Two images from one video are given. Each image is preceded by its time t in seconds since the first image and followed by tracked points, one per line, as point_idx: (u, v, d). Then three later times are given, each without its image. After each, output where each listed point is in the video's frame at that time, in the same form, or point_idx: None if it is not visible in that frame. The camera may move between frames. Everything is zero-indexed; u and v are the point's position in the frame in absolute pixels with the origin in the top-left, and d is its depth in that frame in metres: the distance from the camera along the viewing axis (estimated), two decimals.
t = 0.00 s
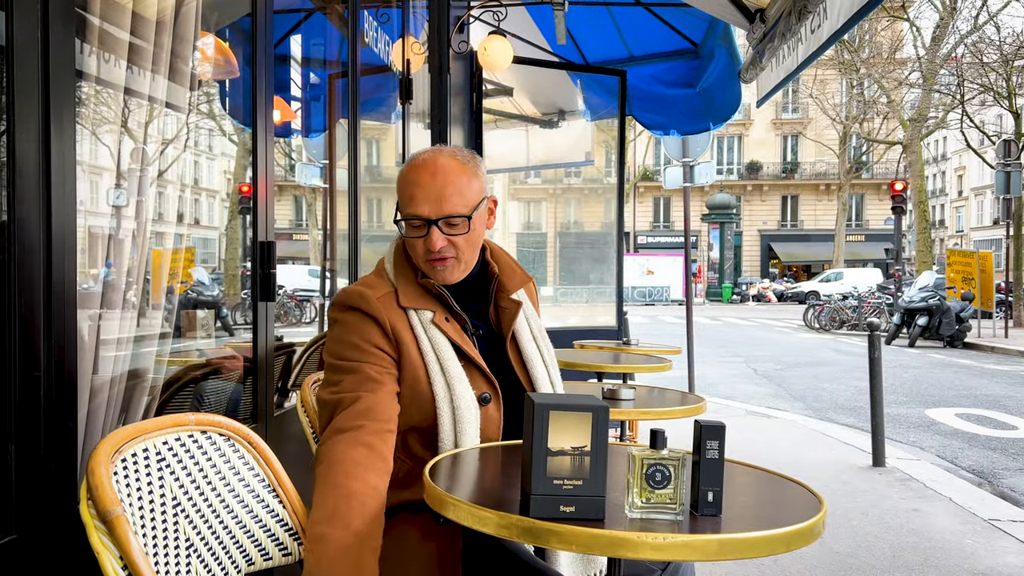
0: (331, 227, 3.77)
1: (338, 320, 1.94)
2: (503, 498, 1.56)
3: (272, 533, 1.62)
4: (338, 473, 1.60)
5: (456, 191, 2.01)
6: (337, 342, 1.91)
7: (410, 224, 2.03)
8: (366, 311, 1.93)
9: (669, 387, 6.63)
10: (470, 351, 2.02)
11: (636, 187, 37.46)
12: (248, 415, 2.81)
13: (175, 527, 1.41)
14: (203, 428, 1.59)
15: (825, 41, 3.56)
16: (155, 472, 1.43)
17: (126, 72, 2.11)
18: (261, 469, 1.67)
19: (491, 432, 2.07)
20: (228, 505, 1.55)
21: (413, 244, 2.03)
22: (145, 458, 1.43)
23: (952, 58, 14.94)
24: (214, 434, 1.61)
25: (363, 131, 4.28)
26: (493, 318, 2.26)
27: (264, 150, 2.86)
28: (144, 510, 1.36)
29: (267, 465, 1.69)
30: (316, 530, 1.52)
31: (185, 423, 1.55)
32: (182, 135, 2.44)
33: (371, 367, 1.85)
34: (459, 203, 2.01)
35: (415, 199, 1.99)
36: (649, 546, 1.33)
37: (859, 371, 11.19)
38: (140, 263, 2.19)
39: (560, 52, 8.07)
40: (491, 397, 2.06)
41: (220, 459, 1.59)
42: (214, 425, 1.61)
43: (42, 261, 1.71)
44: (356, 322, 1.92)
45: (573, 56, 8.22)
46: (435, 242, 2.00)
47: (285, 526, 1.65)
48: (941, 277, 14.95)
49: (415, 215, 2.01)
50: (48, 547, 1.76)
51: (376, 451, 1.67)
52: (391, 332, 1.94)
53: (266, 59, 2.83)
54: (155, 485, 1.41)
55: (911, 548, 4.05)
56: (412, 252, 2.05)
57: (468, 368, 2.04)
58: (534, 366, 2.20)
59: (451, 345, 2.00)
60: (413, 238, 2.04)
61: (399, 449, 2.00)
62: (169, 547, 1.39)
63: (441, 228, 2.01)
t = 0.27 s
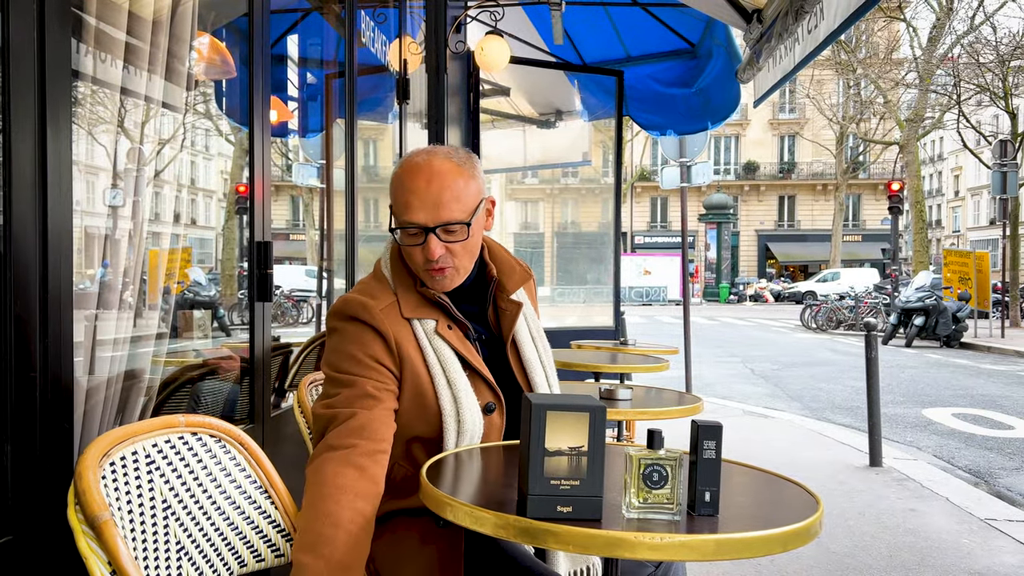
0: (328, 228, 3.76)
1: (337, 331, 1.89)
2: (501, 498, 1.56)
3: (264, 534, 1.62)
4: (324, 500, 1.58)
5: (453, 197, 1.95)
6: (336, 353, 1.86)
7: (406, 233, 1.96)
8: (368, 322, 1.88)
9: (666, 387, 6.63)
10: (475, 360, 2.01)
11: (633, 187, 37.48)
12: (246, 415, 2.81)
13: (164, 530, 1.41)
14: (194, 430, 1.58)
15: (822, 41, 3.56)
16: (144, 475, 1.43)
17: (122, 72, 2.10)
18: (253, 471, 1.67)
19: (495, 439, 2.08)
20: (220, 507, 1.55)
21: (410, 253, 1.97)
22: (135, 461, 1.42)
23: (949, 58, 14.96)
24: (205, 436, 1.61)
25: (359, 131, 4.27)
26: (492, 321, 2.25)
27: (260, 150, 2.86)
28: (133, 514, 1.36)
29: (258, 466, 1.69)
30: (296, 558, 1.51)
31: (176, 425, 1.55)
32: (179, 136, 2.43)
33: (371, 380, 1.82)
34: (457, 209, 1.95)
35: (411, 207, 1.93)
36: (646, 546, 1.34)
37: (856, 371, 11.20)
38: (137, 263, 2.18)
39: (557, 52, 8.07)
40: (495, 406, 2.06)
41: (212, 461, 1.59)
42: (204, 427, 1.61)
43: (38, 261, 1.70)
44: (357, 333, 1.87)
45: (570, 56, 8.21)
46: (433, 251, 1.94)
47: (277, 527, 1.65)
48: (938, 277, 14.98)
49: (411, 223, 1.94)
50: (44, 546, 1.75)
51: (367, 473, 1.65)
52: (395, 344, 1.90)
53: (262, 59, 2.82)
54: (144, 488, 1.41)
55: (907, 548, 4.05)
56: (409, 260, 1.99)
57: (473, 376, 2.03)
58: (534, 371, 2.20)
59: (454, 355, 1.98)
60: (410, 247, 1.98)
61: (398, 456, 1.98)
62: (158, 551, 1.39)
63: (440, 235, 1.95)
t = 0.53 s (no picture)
0: (326, 228, 3.76)
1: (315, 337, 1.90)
2: (499, 499, 1.56)
3: (260, 535, 1.63)
4: (315, 495, 1.58)
5: (424, 199, 1.94)
6: (315, 359, 1.88)
7: (378, 237, 1.96)
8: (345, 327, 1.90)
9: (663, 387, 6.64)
10: (456, 359, 2.01)
11: (631, 187, 37.49)
12: (242, 416, 2.80)
13: (160, 531, 1.41)
14: (190, 430, 1.58)
15: (819, 41, 3.57)
16: (140, 476, 1.42)
17: (119, 72, 2.10)
18: (248, 472, 1.67)
19: (483, 437, 2.08)
20: (215, 508, 1.55)
21: (383, 257, 1.97)
22: (131, 462, 1.42)
23: (945, 59, 15.00)
24: (200, 436, 1.61)
25: (357, 131, 4.27)
26: (472, 318, 2.26)
27: (258, 150, 2.84)
28: (128, 515, 1.36)
29: (254, 466, 1.69)
30: (290, 552, 1.50)
31: (171, 426, 1.54)
32: (176, 136, 2.43)
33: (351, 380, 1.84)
34: (428, 210, 1.95)
35: (382, 212, 1.92)
36: (644, 546, 1.34)
37: (853, 371, 11.22)
38: (134, 263, 2.18)
39: (555, 52, 8.08)
40: (480, 403, 2.06)
41: (207, 462, 1.59)
42: (200, 427, 1.61)
43: (36, 260, 1.70)
44: (334, 338, 1.89)
45: (568, 56, 8.22)
46: (408, 254, 1.94)
47: (272, 528, 1.65)
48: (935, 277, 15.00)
49: (383, 227, 1.94)
50: (41, 547, 1.75)
51: (355, 468, 1.65)
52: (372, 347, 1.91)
53: (260, 59, 2.82)
54: (140, 489, 1.41)
55: (905, 547, 4.06)
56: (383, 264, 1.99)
57: (456, 375, 2.04)
58: (514, 369, 2.19)
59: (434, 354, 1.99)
60: (383, 250, 1.98)
61: (390, 457, 1.98)
62: (154, 552, 1.39)
63: (412, 238, 1.95)
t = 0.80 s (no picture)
0: (323, 228, 3.75)
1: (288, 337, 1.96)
2: (497, 499, 1.56)
3: (260, 534, 1.61)
4: (306, 465, 1.64)
5: (409, 199, 1.98)
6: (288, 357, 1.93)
7: (362, 236, 1.99)
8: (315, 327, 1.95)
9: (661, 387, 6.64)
10: (428, 351, 2.05)
11: (628, 188, 37.50)
12: (240, 416, 2.80)
13: (162, 530, 1.41)
14: (192, 430, 1.58)
15: (816, 42, 3.57)
16: (143, 475, 1.42)
17: (116, 72, 2.09)
18: (250, 471, 1.66)
19: (462, 425, 2.11)
20: (217, 507, 1.55)
21: (367, 255, 2.00)
22: (133, 460, 1.42)
23: (942, 59, 15.01)
24: (202, 435, 1.60)
25: (354, 131, 4.27)
26: (448, 316, 2.32)
27: (255, 150, 2.84)
28: (130, 514, 1.36)
29: (255, 465, 1.68)
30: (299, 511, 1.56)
31: (173, 425, 1.54)
32: (173, 136, 2.43)
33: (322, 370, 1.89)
34: (413, 209, 1.99)
35: (367, 211, 1.95)
36: (642, 546, 1.34)
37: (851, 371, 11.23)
38: (132, 263, 2.18)
39: (553, 53, 8.09)
40: (457, 394, 2.08)
41: (209, 461, 1.58)
42: (202, 427, 1.60)
43: (33, 263, 1.70)
44: (306, 337, 1.94)
45: (565, 56, 8.22)
46: (392, 252, 1.97)
47: (273, 527, 1.64)
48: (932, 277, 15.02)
49: (369, 226, 1.96)
50: (32, 549, 1.73)
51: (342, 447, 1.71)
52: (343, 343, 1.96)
53: (257, 60, 2.81)
54: (142, 488, 1.41)
55: (902, 547, 4.07)
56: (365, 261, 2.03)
57: (429, 367, 2.06)
58: (490, 362, 2.23)
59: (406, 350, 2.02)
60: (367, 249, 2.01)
61: (376, 456, 2.02)
62: (155, 551, 1.38)
63: (396, 236, 1.98)
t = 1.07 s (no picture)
0: (321, 228, 3.74)
1: (285, 342, 1.99)
2: (495, 499, 1.56)
3: (259, 536, 1.61)
4: (325, 486, 1.71)
5: (396, 195, 2.05)
6: (287, 363, 1.97)
7: (349, 232, 2.05)
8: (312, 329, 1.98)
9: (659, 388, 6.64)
10: (422, 346, 2.09)
11: (626, 188, 37.48)
12: (238, 416, 2.80)
13: (158, 531, 1.41)
14: (189, 430, 1.57)
15: (813, 42, 3.58)
16: (139, 476, 1.42)
17: (113, 72, 2.09)
18: (246, 472, 1.66)
19: (461, 419, 2.13)
20: (215, 508, 1.55)
21: (354, 251, 2.06)
22: (129, 461, 1.42)
23: (940, 59, 15.03)
24: (199, 436, 1.60)
25: (352, 130, 4.27)
26: (437, 312, 2.39)
27: (253, 149, 2.85)
28: (127, 516, 1.36)
29: (253, 467, 1.68)
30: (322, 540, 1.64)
31: (170, 425, 1.54)
32: (171, 136, 2.43)
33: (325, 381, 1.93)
34: (399, 206, 2.05)
35: (355, 207, 2.02)
36: (639, 546, 1.34)
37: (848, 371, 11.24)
38: (129, 264, 2.17)
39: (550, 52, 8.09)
40: (453, 387, 2.12)
41: (206, 462, 1.58)
42: (199, 428, 1.60)
43: (29, 266, 1.70)
44: (302, 340, 1.98)
45: (563, 56, 8.23)
46: (378, 247, 2.04)
47: (272, 529, 1.64)
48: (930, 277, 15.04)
49: (356, 221, 2.03)
50: (29, 549, 1.73)
51: (357, 463, 1.78)
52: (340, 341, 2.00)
53: (254, 60, 2.82)
54: (138, 488, 1.41)
55: (900, 547, 4.07)
56: (353, 259, 2.09)
57: (423, 363, 2.11)
58: (481, 355, 2.30)
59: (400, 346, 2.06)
60: (353, 245, 2.08)
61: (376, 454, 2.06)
62: (151, 552, 1.38)
63: (383, 233, 2.05)
